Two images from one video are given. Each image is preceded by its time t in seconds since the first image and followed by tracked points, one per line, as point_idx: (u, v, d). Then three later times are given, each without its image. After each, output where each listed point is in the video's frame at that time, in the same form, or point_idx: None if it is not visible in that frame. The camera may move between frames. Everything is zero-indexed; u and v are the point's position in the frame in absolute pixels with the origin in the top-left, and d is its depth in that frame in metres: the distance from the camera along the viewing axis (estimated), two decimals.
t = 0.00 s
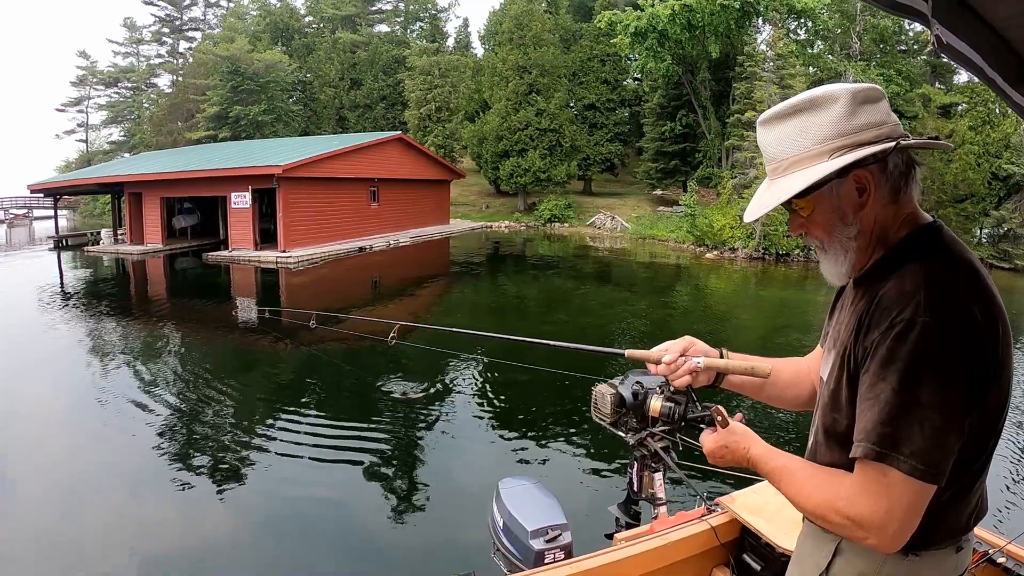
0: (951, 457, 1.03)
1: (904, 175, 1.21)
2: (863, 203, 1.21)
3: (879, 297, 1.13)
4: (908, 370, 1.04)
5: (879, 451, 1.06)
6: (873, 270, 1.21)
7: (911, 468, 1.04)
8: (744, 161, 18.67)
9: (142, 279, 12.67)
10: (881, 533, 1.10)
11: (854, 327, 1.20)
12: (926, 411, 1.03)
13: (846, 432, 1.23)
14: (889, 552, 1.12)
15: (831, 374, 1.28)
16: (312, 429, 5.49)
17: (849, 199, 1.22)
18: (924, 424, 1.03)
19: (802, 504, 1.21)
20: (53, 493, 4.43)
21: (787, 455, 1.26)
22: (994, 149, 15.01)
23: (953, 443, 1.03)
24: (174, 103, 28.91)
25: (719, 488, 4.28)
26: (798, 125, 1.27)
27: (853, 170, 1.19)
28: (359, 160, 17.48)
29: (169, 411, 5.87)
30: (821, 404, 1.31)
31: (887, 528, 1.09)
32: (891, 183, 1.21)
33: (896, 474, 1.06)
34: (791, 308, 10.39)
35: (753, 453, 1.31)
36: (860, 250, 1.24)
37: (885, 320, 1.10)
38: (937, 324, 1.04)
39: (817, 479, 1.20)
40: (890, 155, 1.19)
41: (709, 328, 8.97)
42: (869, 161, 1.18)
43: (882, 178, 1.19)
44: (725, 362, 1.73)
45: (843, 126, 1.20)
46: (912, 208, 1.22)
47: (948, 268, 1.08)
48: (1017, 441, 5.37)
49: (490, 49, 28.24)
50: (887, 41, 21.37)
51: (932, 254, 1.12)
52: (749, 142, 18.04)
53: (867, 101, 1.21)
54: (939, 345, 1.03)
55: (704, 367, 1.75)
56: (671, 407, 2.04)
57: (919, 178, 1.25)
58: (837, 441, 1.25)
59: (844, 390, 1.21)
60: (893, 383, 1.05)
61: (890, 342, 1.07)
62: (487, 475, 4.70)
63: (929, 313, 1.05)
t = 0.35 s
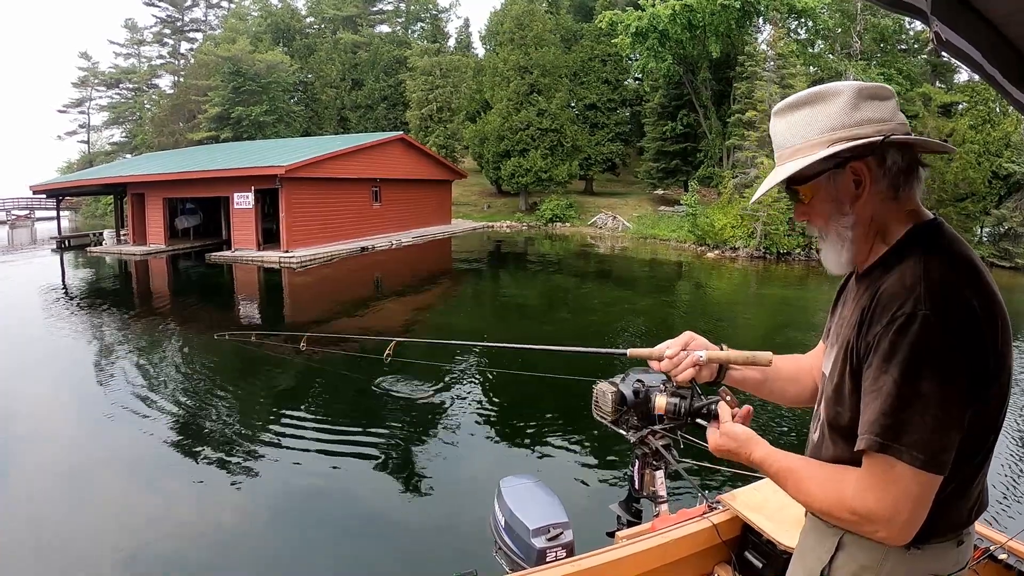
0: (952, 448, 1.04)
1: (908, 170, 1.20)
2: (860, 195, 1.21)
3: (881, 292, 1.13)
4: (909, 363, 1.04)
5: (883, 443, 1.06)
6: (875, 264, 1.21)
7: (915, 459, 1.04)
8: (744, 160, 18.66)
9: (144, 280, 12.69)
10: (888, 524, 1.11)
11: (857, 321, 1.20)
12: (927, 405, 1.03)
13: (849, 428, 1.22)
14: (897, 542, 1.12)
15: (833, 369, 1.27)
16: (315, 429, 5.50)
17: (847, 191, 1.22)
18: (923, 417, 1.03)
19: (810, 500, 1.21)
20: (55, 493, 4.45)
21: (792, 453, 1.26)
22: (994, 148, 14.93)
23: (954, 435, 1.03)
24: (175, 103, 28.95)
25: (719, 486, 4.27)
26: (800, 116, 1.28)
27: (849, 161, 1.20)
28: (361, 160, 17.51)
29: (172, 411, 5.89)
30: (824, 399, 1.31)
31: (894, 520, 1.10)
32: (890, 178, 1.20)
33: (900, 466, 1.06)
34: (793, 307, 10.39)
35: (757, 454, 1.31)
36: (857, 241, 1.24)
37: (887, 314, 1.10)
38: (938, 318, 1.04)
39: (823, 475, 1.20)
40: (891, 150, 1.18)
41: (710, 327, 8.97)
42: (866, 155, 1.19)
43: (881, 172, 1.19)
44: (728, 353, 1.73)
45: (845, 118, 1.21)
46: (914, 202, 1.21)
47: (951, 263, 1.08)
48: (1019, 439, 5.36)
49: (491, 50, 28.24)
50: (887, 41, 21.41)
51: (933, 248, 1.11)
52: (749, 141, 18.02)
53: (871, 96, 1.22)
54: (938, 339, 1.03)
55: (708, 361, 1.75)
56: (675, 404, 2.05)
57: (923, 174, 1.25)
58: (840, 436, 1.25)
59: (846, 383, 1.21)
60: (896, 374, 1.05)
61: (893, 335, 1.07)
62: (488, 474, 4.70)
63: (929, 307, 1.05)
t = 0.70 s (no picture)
0: (963, 444, 1.04)
1: (916, 165, 1.19)
2: (857, 186, 1.21)
3: (886, 288, 1.13)
4: (918, 359, 1.04)
5: (896, 440, 1.06)
6: (881, 261, 1.21)
7: (927, 455, 1.04)
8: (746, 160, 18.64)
9: (147, 279, 12.72)
10: (907, 522, 1.10)
11: (863, 316, 1.19)
12: (939, 401, 1.03)
13: (854, 425, 1.22)
14: (914, 543, 1.12)
15: (837, 365, 1.27)
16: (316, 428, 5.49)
17: (844, 180, 1.23)
18: (934, 413, 1.04)
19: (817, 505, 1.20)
20: (57, 493, 4.45)
21: (798, 458, 1.23)
22: (996, 147, 14.93)
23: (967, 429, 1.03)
24: (177, 104, 28.97)
25: (719, 485, 4.27)
26: (812, 106, 1.28)
27: (850, 153, 1.20)
28: (364, 160, 17.52)
29: (173, 411, 5.88)
30: (828, 392, 1.31)
31: (911, 518, 1.09)
32: (892, 172, 1.18)
33: (915, 463, 1.05)
34: (794, 306, 10.38)
35: (764, 459, 1.24)
36: (857, 232, 1.25)
37: (894, 311, 1.10)
38: (948, 314, 1.03)
39: (832, 477, 1.19)
40: (897, 147, 1.17)
41: (711, 326, 8.96)
42: (868, 150, 1.18)
43: (883, 167, 1.18)
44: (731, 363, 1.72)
45: (852, 111, 1.19)
46: (917, 199, 1.21)
47: (957, 258, 1.08)
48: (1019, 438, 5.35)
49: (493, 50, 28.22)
50: (889, 41, 21.36)
51: (937, 245, 1.12)
52: (751, 141, 18.00)
53: (886, 92, 1.20)
54: (944, 336, 1.03)
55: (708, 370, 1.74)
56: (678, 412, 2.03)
57: (932, 170, 1.23)
58: (845, 433, 1.24)
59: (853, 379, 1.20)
60: (904, 371, 1.05)
61: (901, 331, 1.07)
62: (489, 475, 4.69)
63: (938, 304, 1.05)
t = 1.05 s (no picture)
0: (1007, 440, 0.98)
1: (925, 166, 1.17)
2: (861, 182, 1.20)
3: (902, 286, 1.09)
4: (950, 357, 0.98)
5: (941, 440, 0.99)
6: (890, 259, 1.18)
7: (978, 451, 0.97)
8: (748, 161, 18.63)
9: (151, 277, 12.75)
10: (966, 523, 1.02)
11: (877, 317, 1.15)
12: (981, 399, 0.96)
13: (867, 424, 1.16)
14: (969, 546, 1.05)
15: (847, 366, 1.21)
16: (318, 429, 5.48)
17: (849, 175, 1.21)
18: (965, 412, 0.97)
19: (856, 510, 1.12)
20: (57, 493, 4.45)
21: (823, 463, 1.16)
22: (997, 148, 14.94)
23: (1005, 427, 0.97)
24: (180, 103, 28.99)
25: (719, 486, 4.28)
26: (825, 105, 1.27)
27: (856, 148, 1.19)
28: (367, 159, 17.55)
29: (175, 411, 5.89)
30: (834, 394, 1.25)
31: (969, 519, 1.02)
32: (896, 173, 1.17)
33: (967, 462, 0.98)
34: (795, 306, 10.37)
35: (786, 460, 1.17)
36: (862, 228, 1.23)
37: (913, 309, 1.05)
38: (969, 309, 0.99)
39: (865, 480, 1.12)
40: (906, 145, 1.16)
41: (713, 326, 8.95)
42: (875, 148, 1.17)
43: (888, 166, 1.17)
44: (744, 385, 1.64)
45: (862, 109, 1.19)
46: (923, 199, 1.20)
47: (969, 256, 1.05)
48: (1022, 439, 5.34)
49: (496, 49, 28.21)
50: (891, 42, 21.34)
51: (950, 242, 1.09)
52: (752, 142, 17.98)
53: (897, 92, 1.19)
54: (971, 334, 0.98)
55: (723, 396, 1.65)
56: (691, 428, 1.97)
57: (940, 171, 1.21)
58: (858, 432, 1.18)
59: (867, 381, 1.15)
60: (937, 370, 0.99)
61: (930, 331, 1.01)
62: (491, 476, 4.69)
63: (958, 299, 1.00)
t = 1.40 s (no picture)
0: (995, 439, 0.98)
1: (925, 162, 1.17)
2: (859, 179, 1.20)
3: (901, 284, 1.08)
4: (943, 356, 0.98)
5: (932, 442, 0.98)
6: (889, 257, 1.18)
7: (964, 454, 0.97)
8: (750, 161, 18.62)
9: (154, 275, 12.78)
10: (950, 526, 1.02)
11: (875, 318, 1.14)
12: (973, 399, 0.96)
13: (863, 425, 1.16)
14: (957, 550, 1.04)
15: (845, 366, 1.22)
16: (319, 428, 5.48)
17: (846, 172, 1.22)
18: (957, 414, 0.97)
19: (828, 526, 1.13)
20: (57, 492, 4.45)
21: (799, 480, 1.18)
22: (999, 150, 14.92)
23: (995, 428, 0.97)
24: (183, 101, 29.01)
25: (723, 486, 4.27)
26: (825, 99, 1.27)
27: (853, 144, 1.19)
28: (370, 158, 17.57)
29: (175, 410, 5.89)
30: (834, 394, 1.25)
31: (954, 521, 1.01)
32: (896, 168, 1.17)
33: (953, 465, 0.98)
34: (797, 306, 10.35)
35: (753, 493, 1.21)
36: (860, 226, 1.23)
37: (912, 307, 1.04)
38: (966, 310, 0.98)
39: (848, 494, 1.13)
40: (906, 140, 1.15)
41: (715, 325, 8.95)
42: (874, 144, 1.17)
43: (886, 162, 1.17)
44: (750, 401, 1.64)
45: (860, 104, 1.19)
46: (924, 195, 1.19)
47: (968, 254, 1.05)
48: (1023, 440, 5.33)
49: (499, 49, 28.20)
50: (893, 44, 21.31)
51: (948, 240, 1.09)
52: (754, 142, 17.96)
53: (896, 86, 1.19)
54: (968, 332, 0.97)
55: (732, 414, 1.65)
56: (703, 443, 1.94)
57: (939, 168, 1.21)
58: (856, 435, 1.18)
59: (864, 382, 1.15)
60: (927, 369, 0.99)
61: (927, 330, 1.00)
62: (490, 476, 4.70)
63: (956, 299, 1.00)
